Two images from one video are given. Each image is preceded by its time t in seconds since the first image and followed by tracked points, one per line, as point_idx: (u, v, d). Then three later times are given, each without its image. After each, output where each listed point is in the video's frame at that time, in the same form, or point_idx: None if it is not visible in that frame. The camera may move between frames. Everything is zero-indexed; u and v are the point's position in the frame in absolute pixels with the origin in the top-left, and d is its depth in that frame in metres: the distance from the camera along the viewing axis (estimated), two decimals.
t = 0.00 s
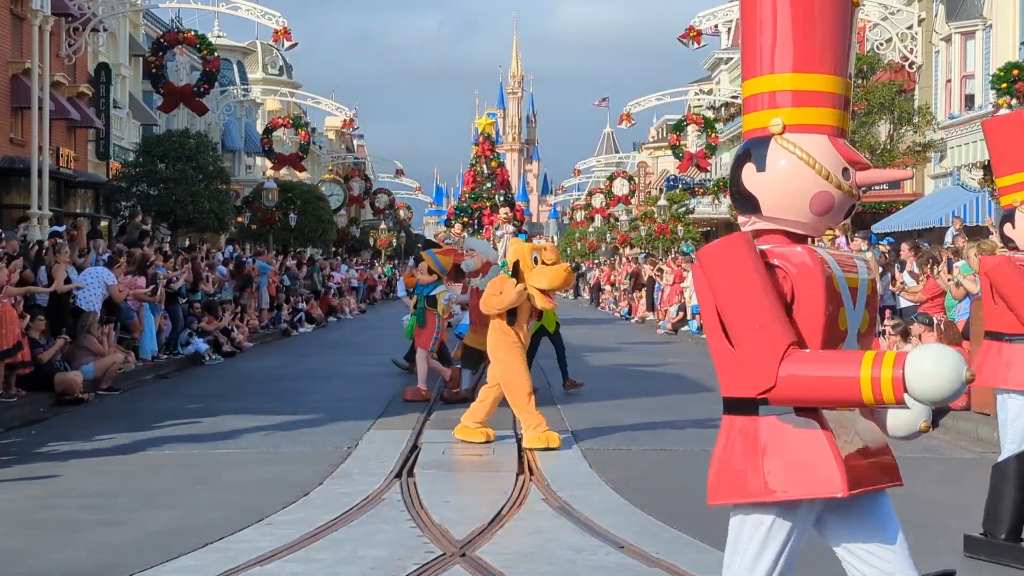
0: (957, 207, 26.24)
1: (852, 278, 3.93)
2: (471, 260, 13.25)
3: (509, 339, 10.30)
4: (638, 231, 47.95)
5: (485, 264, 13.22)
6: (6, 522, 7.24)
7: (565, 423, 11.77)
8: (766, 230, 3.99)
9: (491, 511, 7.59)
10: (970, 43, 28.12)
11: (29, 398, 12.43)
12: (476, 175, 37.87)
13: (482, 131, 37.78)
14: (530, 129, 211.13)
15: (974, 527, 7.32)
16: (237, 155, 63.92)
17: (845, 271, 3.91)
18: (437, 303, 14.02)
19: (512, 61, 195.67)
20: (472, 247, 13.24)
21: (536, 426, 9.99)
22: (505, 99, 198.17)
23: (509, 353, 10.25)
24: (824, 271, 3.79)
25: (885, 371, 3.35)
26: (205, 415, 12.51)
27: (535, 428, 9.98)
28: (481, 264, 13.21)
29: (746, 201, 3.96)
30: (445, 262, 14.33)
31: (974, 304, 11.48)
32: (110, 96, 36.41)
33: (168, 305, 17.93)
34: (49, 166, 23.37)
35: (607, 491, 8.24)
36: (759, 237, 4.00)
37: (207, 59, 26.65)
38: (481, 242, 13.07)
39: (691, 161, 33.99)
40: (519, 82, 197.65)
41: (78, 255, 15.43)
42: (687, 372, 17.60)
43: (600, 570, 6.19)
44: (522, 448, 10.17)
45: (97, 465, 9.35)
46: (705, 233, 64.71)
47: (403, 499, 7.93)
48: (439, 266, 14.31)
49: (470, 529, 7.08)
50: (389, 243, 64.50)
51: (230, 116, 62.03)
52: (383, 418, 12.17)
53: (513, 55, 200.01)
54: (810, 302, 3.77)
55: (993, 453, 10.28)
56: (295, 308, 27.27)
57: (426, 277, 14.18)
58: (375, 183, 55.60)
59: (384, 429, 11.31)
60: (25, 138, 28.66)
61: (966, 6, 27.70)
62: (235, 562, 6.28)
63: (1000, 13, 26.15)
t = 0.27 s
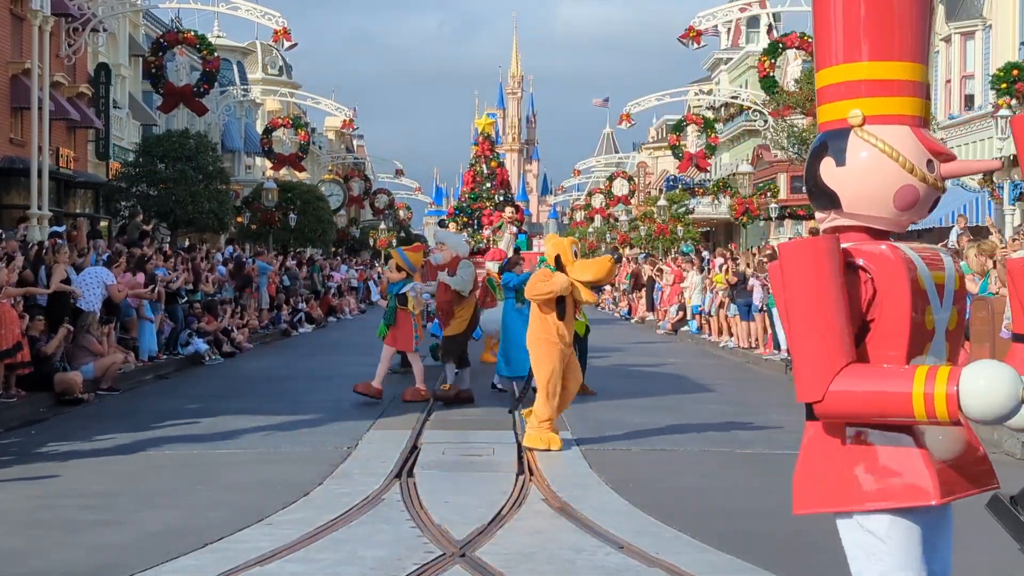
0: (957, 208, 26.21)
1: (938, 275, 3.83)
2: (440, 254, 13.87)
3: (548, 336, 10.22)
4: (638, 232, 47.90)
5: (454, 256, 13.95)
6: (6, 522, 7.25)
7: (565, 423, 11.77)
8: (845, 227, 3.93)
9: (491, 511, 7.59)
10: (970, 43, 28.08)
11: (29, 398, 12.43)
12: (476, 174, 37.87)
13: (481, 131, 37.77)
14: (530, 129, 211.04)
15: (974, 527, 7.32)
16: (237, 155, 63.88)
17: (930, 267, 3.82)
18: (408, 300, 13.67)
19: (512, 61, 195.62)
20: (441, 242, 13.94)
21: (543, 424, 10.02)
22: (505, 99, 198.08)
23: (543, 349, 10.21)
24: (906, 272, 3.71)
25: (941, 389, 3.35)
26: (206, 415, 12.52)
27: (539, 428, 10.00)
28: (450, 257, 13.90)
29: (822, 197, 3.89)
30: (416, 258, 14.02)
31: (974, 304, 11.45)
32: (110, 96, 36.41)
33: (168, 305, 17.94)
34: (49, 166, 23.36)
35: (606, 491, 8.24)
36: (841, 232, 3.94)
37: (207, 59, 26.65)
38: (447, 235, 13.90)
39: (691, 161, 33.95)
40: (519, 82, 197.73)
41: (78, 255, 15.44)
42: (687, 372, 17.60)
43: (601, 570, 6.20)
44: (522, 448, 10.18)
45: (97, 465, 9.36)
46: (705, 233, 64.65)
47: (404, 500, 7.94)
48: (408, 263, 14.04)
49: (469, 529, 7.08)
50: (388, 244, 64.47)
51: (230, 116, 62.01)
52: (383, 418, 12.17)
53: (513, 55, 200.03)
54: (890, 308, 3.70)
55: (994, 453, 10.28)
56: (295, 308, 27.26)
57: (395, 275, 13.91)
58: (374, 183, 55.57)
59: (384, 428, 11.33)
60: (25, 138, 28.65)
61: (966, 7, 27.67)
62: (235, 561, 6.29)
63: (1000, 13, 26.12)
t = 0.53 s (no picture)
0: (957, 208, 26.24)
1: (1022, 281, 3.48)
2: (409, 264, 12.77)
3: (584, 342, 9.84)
4: (638, 231, 47.93)
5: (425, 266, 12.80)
6: (6, 522, 7.25)
7: (565, 423, 11.77)
8: (926, 227, 3.64)
9: (491, 511, 7.59)
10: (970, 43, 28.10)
11: (29, 398, 12.43)
12: (476, 174, 37.85)
13: (481, 130, 37.81)
14: (530, 129, 211.08)
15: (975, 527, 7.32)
16: (237, 155, 63.90)
17: (1013, 273, 3.47)
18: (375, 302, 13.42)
19: (512, 61, 195.73)
20: (411, 251, 12.79)
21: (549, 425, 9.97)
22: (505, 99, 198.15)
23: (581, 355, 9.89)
24: (985, 278, 3.39)
25: (942, 431, 3.23)
26: (206, 415, 12.52)
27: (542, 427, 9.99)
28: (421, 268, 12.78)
29: (902, 195, 3.61)
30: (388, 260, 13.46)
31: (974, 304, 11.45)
32: (110, 96, 36.42)
33: (168, 305, 17.94)
34: (49, 166, 23.36)
35: (606, 491, 8.24)
36: (920, 234, 3.65)
37: (207, 59, 26.65)
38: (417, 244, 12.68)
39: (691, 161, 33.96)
40: (519, 82, 197.82)
41: (78, 254, 15.44)
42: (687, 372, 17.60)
43: (601, 570, 6.20)
44: (522, 448, 10.17)
45: (97, 465, 9.36)
46: (705, 233, 64.68)
47: (404, 500, 7.93)
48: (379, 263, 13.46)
49: (470, 529, 7.08)
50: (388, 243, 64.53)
51: (230, 115, 62.02)
52: (383, 418, 12.17)
53: (512, 55, 200.11)
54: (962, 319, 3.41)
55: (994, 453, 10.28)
56: (295, 308, 27.27)
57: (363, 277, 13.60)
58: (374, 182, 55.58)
59: (384, 428, 11.33)
60: (25, 137, 28.66)
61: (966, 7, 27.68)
62: (235, 561, 6.30)
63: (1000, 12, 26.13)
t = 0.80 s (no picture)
0: (955, 208, 26.28)
1: None
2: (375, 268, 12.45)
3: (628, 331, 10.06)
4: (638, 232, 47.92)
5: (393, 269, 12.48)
6: (5, 522, 7.25)
7: (565, 423, 11.77)
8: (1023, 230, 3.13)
9: (491, 511, 7.60)
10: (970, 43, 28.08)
11: (29, 398, 12.43)
12: (476, 173, 37.94)
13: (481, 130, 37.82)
14: (530, 128, 211.07)
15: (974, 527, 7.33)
16: (237, 155, 63.91)
17: None
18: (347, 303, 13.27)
19: (512, 61, 195.70)
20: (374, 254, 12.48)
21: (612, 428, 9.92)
22: (505, 98, 198.12)
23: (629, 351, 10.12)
24: None
25: None
26: (205, 415, 12.52)
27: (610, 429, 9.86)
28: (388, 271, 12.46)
29: (988, 184, 4.30)
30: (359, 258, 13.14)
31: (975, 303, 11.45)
32: (110, 96, 36.44)
33: (168, 305, 17.95)
34: (49, 166, 23.36)
35: (606, 491, 8.25)
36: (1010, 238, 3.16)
37: (207, 59, 26.65)
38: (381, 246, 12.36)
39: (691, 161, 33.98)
40: (519, 82, 197.89)
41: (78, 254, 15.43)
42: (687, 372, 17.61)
43: (601, 570, 6.21)
44: (522, 448, 10.18)
45: (97, 464, 9.37)
46: (704, 233, 64.69)
47: (404, 500, 7.94)
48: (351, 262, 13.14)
49: (469, 528, 7.09)
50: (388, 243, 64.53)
51: (230, 115, 62.03)
52: (383, 418, 12.17)
53: (512, 54, 200.15)
54: None
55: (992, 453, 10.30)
56: (295, 307, 27.29)
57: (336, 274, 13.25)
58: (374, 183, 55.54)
59: (384, 428, 11.33)
60: (25, 137, 28.67)
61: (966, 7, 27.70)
62: (235, 561, 6.30)
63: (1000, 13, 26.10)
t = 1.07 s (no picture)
0: (955, 208, 26.29)
1: None
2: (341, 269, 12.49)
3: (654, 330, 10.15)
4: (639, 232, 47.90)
5: (358, 274, 12.50)
6: (4, 522, 7.24)
7: (565, 422, 11.77)
8: None
9: (491, 511, 7.59)
10: (970, 43, 28.07)
11: (29, 398, 12.43)
12: (476, 173, 38.10)
13: (481, 130, 37.82)
14: (530, 128, 211.05)
15: (975, 527, 7.32)
16: (237, 155, 63.90)
17: None
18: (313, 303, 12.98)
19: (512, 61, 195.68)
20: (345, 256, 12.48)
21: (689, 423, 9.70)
22: (505, 98, 198.11)
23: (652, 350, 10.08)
24: None
25: None
26: (205, 415, 12.51)
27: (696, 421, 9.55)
28: (350, 275, 12.47)
29: None
30: (330, 260, 12.64)
31: (975, 303, 11.45)
32: (110, 96, 36.44)
33: (168, 304, 17.95)
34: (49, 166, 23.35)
35: (606, 490, 8.24)
36: None
37: (207, 59, 26.65)
38: (348, 250, 12.51)
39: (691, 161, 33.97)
40: (519, 82, 197.91)
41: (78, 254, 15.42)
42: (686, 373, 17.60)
43: (601, 570, 6.20)
44: (522, 448, 10.17)
45: (97, 464, 9.36)
46: (705, 233, 64.66)
47: (404, 499, 7.93)
48: (322, 262, 12.64)
49: (470, 529, 7.08)
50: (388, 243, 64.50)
51: (231, 115, 62.03)
52: (383, 418, 12.16)
53: (512, 54, 200.18)
54: None
55: (992, 453, 10.29)
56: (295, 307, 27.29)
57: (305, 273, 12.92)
58: (375, 182, 55.52)
59: (384, 428, 11.32)
60: (26, 138, 28.66)
61: (966, 7, 27.70)
62: (235, 561, 6.30)
63: (1000, 12, 26.09)
